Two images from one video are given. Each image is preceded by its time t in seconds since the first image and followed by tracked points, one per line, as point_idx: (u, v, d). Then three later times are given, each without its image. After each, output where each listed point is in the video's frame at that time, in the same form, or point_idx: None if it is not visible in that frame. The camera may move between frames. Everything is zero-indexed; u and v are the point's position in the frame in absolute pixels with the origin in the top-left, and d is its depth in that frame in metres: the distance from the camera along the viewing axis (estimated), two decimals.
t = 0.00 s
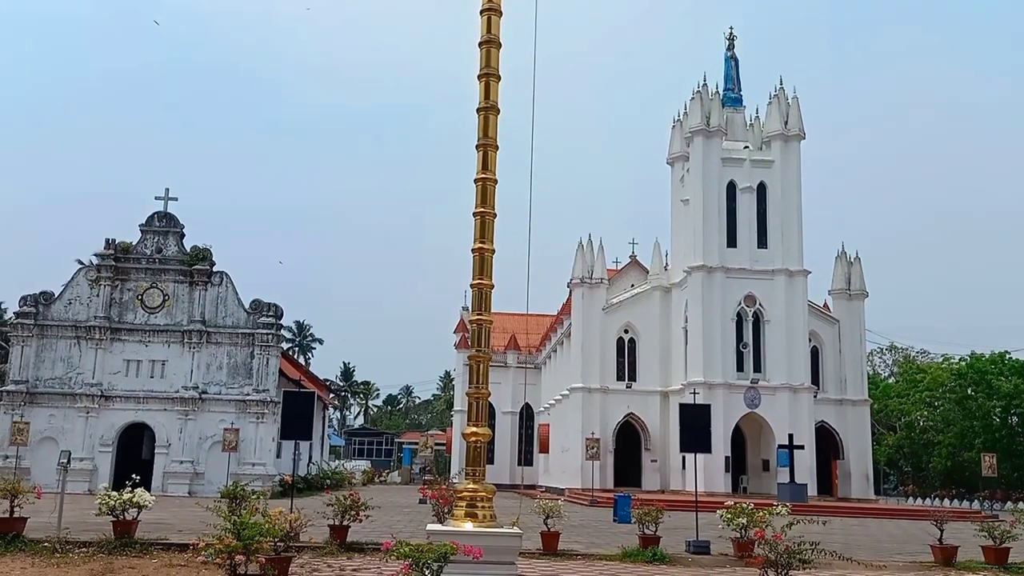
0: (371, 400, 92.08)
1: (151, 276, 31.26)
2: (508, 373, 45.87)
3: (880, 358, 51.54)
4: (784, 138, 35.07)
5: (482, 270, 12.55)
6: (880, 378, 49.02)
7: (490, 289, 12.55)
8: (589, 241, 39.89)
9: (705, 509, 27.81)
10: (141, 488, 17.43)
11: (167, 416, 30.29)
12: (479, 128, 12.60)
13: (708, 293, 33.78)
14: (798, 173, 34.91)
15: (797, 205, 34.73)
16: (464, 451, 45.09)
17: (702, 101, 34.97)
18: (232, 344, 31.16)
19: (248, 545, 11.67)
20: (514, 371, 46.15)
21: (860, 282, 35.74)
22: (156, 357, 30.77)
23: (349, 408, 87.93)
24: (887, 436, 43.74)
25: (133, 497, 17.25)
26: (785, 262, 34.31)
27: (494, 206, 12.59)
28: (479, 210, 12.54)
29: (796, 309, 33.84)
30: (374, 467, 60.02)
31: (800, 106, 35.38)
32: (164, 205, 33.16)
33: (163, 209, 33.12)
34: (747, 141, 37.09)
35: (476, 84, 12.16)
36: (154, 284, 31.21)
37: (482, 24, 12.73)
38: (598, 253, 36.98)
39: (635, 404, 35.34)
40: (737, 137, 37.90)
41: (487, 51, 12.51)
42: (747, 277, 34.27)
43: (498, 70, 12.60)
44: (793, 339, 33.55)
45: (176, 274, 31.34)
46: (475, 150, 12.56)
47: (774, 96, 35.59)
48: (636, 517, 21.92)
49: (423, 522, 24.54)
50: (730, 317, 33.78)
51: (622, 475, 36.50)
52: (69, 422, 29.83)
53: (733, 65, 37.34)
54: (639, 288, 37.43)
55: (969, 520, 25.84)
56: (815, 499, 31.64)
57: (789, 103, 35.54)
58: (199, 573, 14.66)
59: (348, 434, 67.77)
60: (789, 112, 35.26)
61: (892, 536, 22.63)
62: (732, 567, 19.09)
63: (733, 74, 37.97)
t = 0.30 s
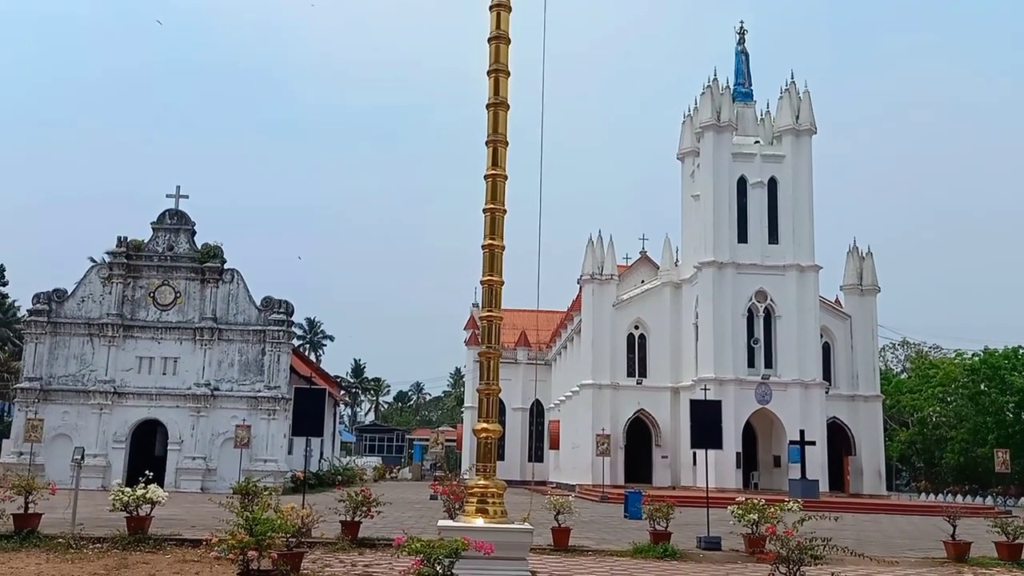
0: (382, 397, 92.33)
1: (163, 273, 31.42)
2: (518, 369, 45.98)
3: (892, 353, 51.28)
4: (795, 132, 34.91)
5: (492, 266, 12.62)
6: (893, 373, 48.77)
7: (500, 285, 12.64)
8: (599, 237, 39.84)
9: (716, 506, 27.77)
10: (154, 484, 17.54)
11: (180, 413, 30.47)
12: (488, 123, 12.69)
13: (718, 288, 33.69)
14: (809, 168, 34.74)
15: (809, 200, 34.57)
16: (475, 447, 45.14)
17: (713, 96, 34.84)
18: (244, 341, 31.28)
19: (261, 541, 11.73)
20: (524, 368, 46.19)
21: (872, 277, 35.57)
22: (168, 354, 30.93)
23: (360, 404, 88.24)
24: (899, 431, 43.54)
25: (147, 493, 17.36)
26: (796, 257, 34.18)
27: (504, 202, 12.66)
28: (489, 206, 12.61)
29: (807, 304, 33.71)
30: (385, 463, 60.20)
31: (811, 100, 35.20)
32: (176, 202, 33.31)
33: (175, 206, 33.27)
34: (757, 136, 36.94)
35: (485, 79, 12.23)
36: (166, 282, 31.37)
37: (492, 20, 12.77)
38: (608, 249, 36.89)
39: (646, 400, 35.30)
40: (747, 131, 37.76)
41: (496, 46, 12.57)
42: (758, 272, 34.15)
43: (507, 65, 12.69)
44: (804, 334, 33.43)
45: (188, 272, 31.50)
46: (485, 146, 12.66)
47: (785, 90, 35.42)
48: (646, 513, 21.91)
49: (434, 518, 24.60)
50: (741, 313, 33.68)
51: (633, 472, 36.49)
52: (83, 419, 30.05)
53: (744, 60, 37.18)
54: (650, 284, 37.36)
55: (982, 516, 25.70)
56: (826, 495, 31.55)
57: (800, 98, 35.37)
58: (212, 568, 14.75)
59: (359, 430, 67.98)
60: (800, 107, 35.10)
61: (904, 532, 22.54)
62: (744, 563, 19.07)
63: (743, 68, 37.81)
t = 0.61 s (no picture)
0: (396, 393, 92.66)
1: (179, 271, 31.63)
2: (532, 365, 46.02)
3: (909, 348, 50.91)
4: (809, 125, 34.69)
5: (506, 262, 12.69)
6: (910, 367, 48.44)
7: (513, 281, 12.72)
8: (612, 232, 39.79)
9: (731, 501, 27.71)
10: (172, 481, 17.72)
11: (196, 409, 30.68)
12: (501, 119, 12.79)
13: (733, 283, 33.57)
14: (824, 161, 34.51)
15: (824, 194, 34.34)
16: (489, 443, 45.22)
17: (726, 90, 34.69)
18: (259, 338, 31.45)
19: (278, 536, 11.77)
20: (538, 363, 46.18)
21: (888, 271, 35.32)
22: (184, 351, 31.14)
23: (374, 401, 88.57)
24: (916, 426, 43.23)
25: (165, 489, 17.52)
26: (811, 252, 33.98)
27: (517, 198, 12.75)
28: (501, 202, 12.72)
29: (823, 298, 33.52)
30: (400, 459, 60.41)
31: (826, 93, 34.96)
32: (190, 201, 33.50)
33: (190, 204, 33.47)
34: (771, 129, 36.74)
35: (498, 76, 12.33)
36: (182, 279, 31.58)
37: (504, 16, 12.83)
38: (622, 244, 36.79)
39: (660, 396, 35.24)
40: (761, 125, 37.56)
41: (509, 42, 12.65)
42: (773, 267, 33.99)
43: (520, 61, 12.75)
44: (820, 328, 33.26)
45: (203, 270, 31.69)
46: (498, 142, 12.74)
47: (799, 83, 35.21)
48: (662, 508, 21.90)
49: (449, 514, 24.66)
50: (755, 307, 33.54)
51: (648, 467, 36.44)
52: (101, 416, 30.32)
53: (758, 53, 36.97)
54: (664, 278, 37.26)
55: (1000, 510, 25.50)
56: (843, 490, 31.38)
57: (815, 91, 35.14)
58: (230, 564, 14.88)
59: (374, 426, 68.23)
60: (815, 100, 34.88)
61: (921, 527, 22.41)
62: (760, 558, 19.02)
63: (757, 61, 37.61)
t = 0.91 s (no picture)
0: (412, 387, 92.97)
1: (196, 268, 31.84)
2: (548, 358, 46.00)
3: (929, 339, 50.48)
4: (827, 116, 34.39)
5: (521, 257, 12.73)
6: (929, 359, 48.08)
7: (529, 275, 12.75)
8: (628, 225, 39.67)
9: (749, 494, 27.60)
10: (191, 475, 17.90)
11: (215, 405, 30.92)
12: (516, 113, 12.85)
13: (749, 275, 33.40)
14: (842, 152, 34.21)
15: (841, 185, 34.05)
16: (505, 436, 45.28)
17: (742, 81, 34.44)
18: (276, 333, 31.62)
19: (296, 530, 11.83)
20: (554, 357, 46.15)
21: (907, 262, 35.01)
22: (202, 347, 31.38)
23: (391, 395, 88.92)
24: (936, 418, 42.83)
25: (185, 483, 17.69)
26: (829, 243, 33.73)
27: (532, 191, 12.81)
28: (516, 196, 12.77)
29: (841, 289, 33.27)
30: (417, 454, 60.57)
31: (843, 83, 34.64)
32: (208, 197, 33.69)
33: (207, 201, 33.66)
34: (788, 120, 36.46)
35: (512, 69, 12.39)
36: (199, 276, 31.80)
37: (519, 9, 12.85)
38: (637, 237, 36.66)
39: (677, 389, 35.13)
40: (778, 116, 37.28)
41: (523, 35, 12.70)
42: (790, 259, 33.76)
43: (534, 54, 12.79)
44: (838, 321, 33.04)
45: (220, 266, 31.88)
46: (512, 136, 12.81)
47: (816, 73, 34.90)
48: (679, 502, 21.86)
49: (466, 507, 24.73)
50: (772, 300, 33.36)
51: (665, 461, 36.37)
52: (121, 411, 30.62)
53: (774, 43, 36.68)
54: (680, 271, 37.12)
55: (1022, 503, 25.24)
56: (862, 483, 31.19)
57: (832, 81, 34.82)
58: (250, 558, 15.01)
59: (390, 421, 68.51)
60: (832, 90, 34.56)
61: (942, 519, 22.25)
62: (778, 551, 18.94)
63: (774, 52, 37.31)
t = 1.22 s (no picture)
0: (424, 381, 93.20)
1: (209, 263, 32.01)
2: (559, 353, 45.95)
3: (943, 331, 50.13)
4: (840, 107, 34.16)
5: (533, 250, 12.78)
6: (944, 352, 47.72)
7: (540, 269, 12.80)
8: (639, 219, 39.58)
9: (762, 487, 27.50)
10: (206, 470, 18.03)
11: (228, 399, 31.09)
12: (527, 107, 12.88)
13: (762, 268, 33.25)
14: (855, 143, 33.97)
15: (855, 177, 33.82)
16: (517, 430, 45.30)
17: (754, 72, 34.26)
18: (289, 328, 31.76)
19: (310, 524, 11.86)
20: (566, 351, 46.10)
21: (922, 254, 34.75)
22: (216, 342, 31.56)
23: (403, 389, 89.17)
24: (951, 411, 42.53)
25: (199, 478, 17.83)
26: (842, 235, 33.51)
27: (543, 185, 12.84)
28: (527, 189, 12.80)
29: (854, 282, 33.06)
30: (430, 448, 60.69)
31: (857, 74, 34.38)
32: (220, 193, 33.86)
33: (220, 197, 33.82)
34: (801, 112, 36.24)
35: (523, 63, 12.43)
36: (212, 271, 31.97)
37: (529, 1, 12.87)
38: (649, 230, 36.55)
39: (689, 382, 35.03)
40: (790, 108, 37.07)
41: (534, 28, 12.74)
42: (803, 251, 33.57)
43: (545, 47, 12.82)
44: (851, 313, 32.83)
45: (233, 262, 32.03)
46: (523, 129, 12.85)
47: (829, 64, 34.63)
48: (692, 495, 21.82)
49: (479, 501, 24.77)
50: (786, 293, 33.19)
51: (677, 454, 36.30)
52: (136, 406, 30.85)
53: (787, 34, 36.45)
54: (692, 264, 37.00)
55: None
56: (876, 476, 31.02)
57: (845, 71, 34.58)
58: (264, 551, 15.11)
59: (403, 415, 68.70)
60: (845, 81, 34.32)
61: (956, 512, 22.12)
62: (792, 545, 18.88)
63: (786, 43, 37.08)
